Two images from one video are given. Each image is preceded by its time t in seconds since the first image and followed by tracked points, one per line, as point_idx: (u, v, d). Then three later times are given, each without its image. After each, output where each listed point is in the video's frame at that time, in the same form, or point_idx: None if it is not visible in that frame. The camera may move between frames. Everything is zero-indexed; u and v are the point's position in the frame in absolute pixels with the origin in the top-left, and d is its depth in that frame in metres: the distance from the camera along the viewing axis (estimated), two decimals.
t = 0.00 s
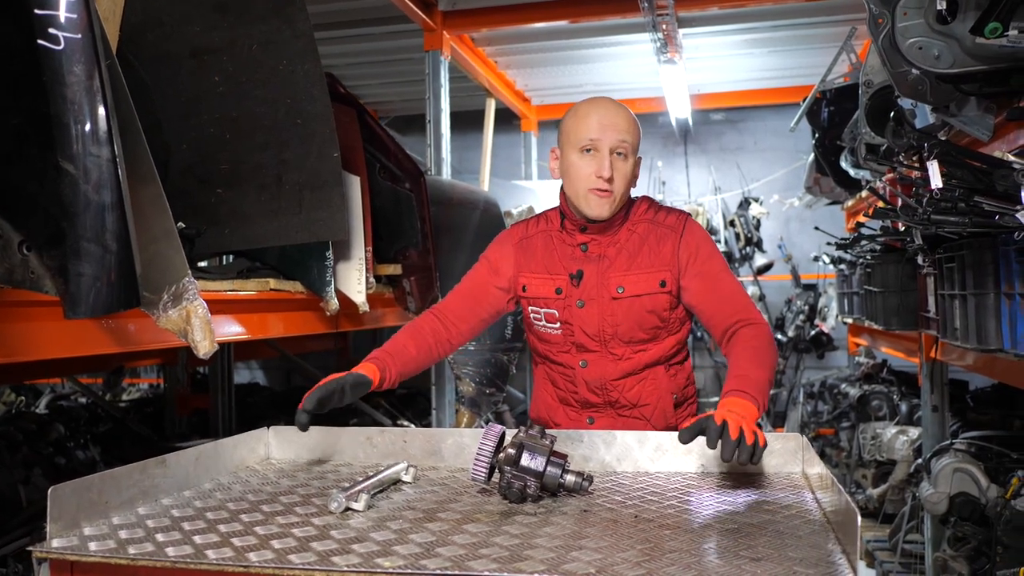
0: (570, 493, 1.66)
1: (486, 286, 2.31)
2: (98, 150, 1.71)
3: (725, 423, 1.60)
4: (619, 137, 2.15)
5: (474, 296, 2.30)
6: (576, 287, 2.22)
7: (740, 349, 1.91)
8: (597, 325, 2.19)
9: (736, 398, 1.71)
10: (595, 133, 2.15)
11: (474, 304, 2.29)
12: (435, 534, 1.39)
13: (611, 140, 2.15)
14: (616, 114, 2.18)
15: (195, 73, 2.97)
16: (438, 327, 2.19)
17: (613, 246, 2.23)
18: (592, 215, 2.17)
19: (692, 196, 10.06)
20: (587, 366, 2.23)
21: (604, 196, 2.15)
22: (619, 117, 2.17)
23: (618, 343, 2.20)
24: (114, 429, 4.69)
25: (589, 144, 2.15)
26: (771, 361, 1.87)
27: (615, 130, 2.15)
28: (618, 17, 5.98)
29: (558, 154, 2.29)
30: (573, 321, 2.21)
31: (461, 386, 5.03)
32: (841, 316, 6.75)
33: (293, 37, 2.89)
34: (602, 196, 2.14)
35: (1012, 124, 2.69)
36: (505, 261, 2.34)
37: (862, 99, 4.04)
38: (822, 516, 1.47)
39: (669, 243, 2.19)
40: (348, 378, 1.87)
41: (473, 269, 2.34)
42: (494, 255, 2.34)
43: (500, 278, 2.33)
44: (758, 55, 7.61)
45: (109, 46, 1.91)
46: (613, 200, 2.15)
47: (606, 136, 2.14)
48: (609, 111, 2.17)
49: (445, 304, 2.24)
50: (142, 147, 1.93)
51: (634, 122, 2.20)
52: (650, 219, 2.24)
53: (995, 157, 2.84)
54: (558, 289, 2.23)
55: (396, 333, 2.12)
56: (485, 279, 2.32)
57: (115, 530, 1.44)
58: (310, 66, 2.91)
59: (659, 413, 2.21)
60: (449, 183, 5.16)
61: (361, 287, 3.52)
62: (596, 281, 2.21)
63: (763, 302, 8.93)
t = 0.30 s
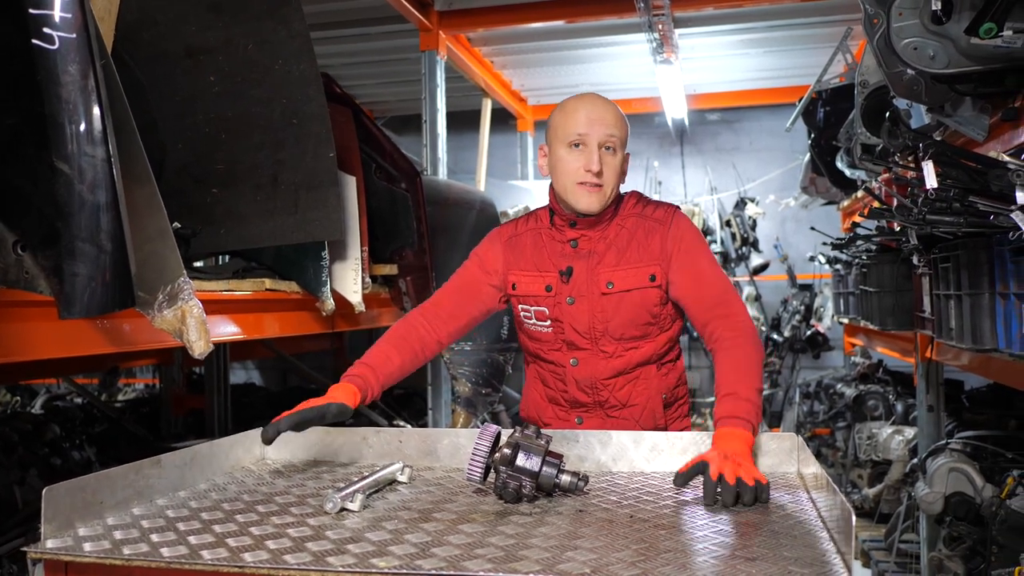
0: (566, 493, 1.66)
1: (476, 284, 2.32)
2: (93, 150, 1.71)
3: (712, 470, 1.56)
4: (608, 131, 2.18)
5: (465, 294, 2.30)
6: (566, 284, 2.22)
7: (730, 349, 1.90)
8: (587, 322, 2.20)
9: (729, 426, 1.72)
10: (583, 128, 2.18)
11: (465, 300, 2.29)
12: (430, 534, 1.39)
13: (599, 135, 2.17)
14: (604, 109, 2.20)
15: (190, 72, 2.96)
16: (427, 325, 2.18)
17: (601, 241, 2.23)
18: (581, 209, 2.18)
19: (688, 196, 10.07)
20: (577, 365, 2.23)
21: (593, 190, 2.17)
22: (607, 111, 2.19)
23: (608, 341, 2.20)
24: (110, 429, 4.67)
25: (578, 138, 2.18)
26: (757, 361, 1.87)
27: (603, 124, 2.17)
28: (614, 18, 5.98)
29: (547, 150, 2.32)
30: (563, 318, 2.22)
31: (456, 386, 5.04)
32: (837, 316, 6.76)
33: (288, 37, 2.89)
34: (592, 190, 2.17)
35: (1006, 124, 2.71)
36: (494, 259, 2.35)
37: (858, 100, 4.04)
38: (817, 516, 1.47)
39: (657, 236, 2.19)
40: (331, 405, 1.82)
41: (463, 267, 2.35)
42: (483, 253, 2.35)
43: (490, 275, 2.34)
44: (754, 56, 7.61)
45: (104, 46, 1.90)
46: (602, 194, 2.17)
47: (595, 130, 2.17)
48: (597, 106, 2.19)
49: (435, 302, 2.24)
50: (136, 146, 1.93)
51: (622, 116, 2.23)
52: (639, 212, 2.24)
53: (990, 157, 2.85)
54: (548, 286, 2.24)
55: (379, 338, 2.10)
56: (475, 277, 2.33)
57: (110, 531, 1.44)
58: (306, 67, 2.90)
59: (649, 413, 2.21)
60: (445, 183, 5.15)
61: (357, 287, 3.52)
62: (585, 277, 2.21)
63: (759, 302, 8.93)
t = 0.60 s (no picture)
0: (563, 494, 1.66)
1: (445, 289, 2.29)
2: (88, 151, 1.70)
3: (712, 476, 1.58)
4: (576, 128, 2.15)
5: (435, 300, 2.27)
6: (539, 288, 2.23)
7: (709, 358, 1.91)
8: (563, 326, 2.21)
9: (725, 444, 1.72)
10: (550, 126, 2.15)
11: (437, 307, 2.21)
12: (427, 535, 1.39)
13: (567, 132, 2.14)
14: (572, 107, 2.17)
15: (187, 73, 2.96)
16: (399, 342, 2.11)
17: (573, 243, 2.24)
18: (551, 210, 2.16)
19: (685, 197, 10.07)
20: (553, 370, 2.26)
21: (563, 189, 2.14)
22: (574, 109, 2.16)
23: (584, 345, 2.23)
24: (106, 430, 4.67)
25: (545, 136, 2.15)
26: (733, 363, 1.90)
27: (571, 122, 2.15)
28: (611, 18, 5.98)
29: (514, 150, 2.29)
30: (537, 323, 2.23)
31: (453, 387, 5.04)
32: (833, 316, 6.77)
33: (284, 38, 2.89)
34: (561, 190, 2.14)
35: (1001, 125, 2.72)
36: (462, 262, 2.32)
37: (854, 100, 4.05)
38: (813, 516, 1.47)
39: (630, 236, 2.20)
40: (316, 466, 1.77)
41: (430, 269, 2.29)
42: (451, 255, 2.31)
43: (458, 279, 2.27)
44: (750, 56, 7.62)
45: (101, 47, 1.90)
46: (572, 194, 2.15)
47: (562, 128, 2.14)
48: (564, 103, 2.16)
49: (405, 317, 2.14)
50: (132, 147, 1.93)
51: (590, 114, 2.20)
52: (610, 210, 2.25)
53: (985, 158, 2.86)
54: (521, 291, 2.23)
55: (351, 368, 2.03)
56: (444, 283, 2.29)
57: (107, 532, 1.44)
58: (302, 68, 2.90)
59: (624, 414, 2.28)
60: (442, 184, 5.15)
61: (353, 288, 3.51)
62: (559, 281, 2.22)
63: (756, 302, 8.93)
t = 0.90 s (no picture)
0: (560, 495, 1.66)
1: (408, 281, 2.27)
2: (86, 152, 1.70)
3: (711, 476, 1.58)
4: (534, 132, 2.10)
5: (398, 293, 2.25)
6: (501, 285, 2.23)
7: (681, 359, 1.93)
8: (525, 323, 2.23)
9: (723, 444, 1.72)
10: (507, 131, 2.10)
11: (404, 304, 2.21)
12: (425, 536, 1.39)
13: (525, 137, 2.09)
14: (530, 109, 2.12)
15: (185, 74, 2.96)
16: (372, 339, 2.11)
17: (537, 239, 2.23)
18: (514, 216, 2.13)
19: (682, 197, 10.08)
20: (517, 367, 2.29)
21: (524, 195, 2.10)
22: (532, 112, 2.11)
23: (547, 342, 2.26)
24: (103, 430, 4.66)
25: (502, 142, 2.10)
26: (708, 359, 1.92)
27: (528, 125, 2.09)
28: (608, 19, 5.98)
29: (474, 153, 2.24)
30: (500, 319, 2.24)
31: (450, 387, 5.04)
32: (830, 317, 6.79)
33: (282, 38, 2.88)
34: (523, 196, 2.10)
35: (998, 126, 2.73)
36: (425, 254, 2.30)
37: (851, 101, 4.05)
38: (811, 517, 1.47)
39: (593, 231, 2.21)
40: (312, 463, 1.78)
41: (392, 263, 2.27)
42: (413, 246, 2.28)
43: (423, 270, 2.26)
44: (747, 57, 7.63)
45: (99, 48, 1.90)
46: (534, 198, 2.11)
47: (520, 133, 2.09)
48: (520, 106, 2.11)
49: (375, 317, 2.14)
50: (130, 149, 1.93)
51: (548, 114, 2.15)
52: (574, 205, 2.24)
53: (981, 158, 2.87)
54: (483, 287, 2.24)
55: (331, 370, 2.03)
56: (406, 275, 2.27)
57: (104, 533, 1.44)
58: (299, 68, 2.89)
59: (589, 409, 2.31)
60: (439, 184, 5.15)
61: (351, 288, 3.51)
62: (522, 278, 2.22)
63: (753, 302, 8.93)
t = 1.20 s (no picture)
0: (558, 496, 1.66)
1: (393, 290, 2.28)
2: (84, 153, 1.70)
3: (711, 477, 1.58)
4: (522, 144, 2.06)
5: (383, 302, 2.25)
6: (485, 294, 2.23)
7: (668, 367, 1.93)
8: (508, 332, 2.23)
9: (719, 446, 1.72)
10: (495, 142, 2.05)
11: (389, 308, 2.20)
12: (423, 537, 1.39)
13: (513, 149, 2.05)
14: (518, 121, 2.08)
15: (183, 74, 2.96)
16: (359, 344, 2.10)
17: (520, 249, 2.23)
18: (502, 226, 2.10)
19: (680, 197, 10.09)
20: (501, 374, 2.30)
21: (512, 207, 2.07)
22: (520, 123, 2.07)
23: (531, 350, 2.27)
24: (101, 431, 4.65)
25: (490, 153, 2.06)
26: (699, 361, 1.92)
27: (517, 137, 2.05)
28: (606, 19, 5.98)
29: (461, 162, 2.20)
30: (484, 328, 2.25)
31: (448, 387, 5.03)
32: (827, 317, 6.80)
33: (280, 39, 2.88)
34: (510, 208, 2.07)
35: (995, 127, 2.73)
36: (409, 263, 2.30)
37: (848, 102, 4.05)
38: (808, 517, 1.48)
39: (577, 240, 2.21)
40: (308, 459, 1.78)
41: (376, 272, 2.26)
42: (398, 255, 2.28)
43: (408, 277, 2.26)
44: (745, 57, 7.63)
45: (97, 48, 1.90)
46: (522, 210, 2.08)
47: (508, 144, 2.05)
48: (509, 117, 2.07)
49: (362, 322, 2.13)
50: (128, 150, 1.93)
51: (536, 125, 2.11)
52: (556, 214, 2.25)
53: (979, 159, 2.88)
54: (467, 296, 2.24)
55: (320, 373, 2.03)
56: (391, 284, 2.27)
57: (102, 535, 1.43)
58: (297, 69, 2.89)
59: (573, 416, 2.33)
60: (437, 184, 5.14)
61: (349, 289, 3.51)
62: (505, 287, 2.22)
63: (751, 302, 8.91)
